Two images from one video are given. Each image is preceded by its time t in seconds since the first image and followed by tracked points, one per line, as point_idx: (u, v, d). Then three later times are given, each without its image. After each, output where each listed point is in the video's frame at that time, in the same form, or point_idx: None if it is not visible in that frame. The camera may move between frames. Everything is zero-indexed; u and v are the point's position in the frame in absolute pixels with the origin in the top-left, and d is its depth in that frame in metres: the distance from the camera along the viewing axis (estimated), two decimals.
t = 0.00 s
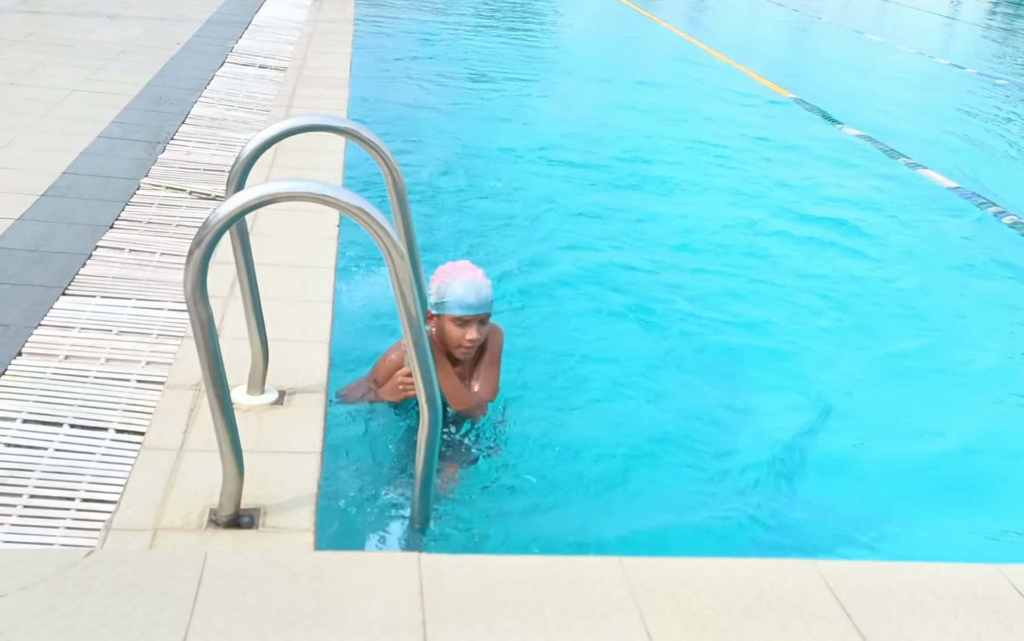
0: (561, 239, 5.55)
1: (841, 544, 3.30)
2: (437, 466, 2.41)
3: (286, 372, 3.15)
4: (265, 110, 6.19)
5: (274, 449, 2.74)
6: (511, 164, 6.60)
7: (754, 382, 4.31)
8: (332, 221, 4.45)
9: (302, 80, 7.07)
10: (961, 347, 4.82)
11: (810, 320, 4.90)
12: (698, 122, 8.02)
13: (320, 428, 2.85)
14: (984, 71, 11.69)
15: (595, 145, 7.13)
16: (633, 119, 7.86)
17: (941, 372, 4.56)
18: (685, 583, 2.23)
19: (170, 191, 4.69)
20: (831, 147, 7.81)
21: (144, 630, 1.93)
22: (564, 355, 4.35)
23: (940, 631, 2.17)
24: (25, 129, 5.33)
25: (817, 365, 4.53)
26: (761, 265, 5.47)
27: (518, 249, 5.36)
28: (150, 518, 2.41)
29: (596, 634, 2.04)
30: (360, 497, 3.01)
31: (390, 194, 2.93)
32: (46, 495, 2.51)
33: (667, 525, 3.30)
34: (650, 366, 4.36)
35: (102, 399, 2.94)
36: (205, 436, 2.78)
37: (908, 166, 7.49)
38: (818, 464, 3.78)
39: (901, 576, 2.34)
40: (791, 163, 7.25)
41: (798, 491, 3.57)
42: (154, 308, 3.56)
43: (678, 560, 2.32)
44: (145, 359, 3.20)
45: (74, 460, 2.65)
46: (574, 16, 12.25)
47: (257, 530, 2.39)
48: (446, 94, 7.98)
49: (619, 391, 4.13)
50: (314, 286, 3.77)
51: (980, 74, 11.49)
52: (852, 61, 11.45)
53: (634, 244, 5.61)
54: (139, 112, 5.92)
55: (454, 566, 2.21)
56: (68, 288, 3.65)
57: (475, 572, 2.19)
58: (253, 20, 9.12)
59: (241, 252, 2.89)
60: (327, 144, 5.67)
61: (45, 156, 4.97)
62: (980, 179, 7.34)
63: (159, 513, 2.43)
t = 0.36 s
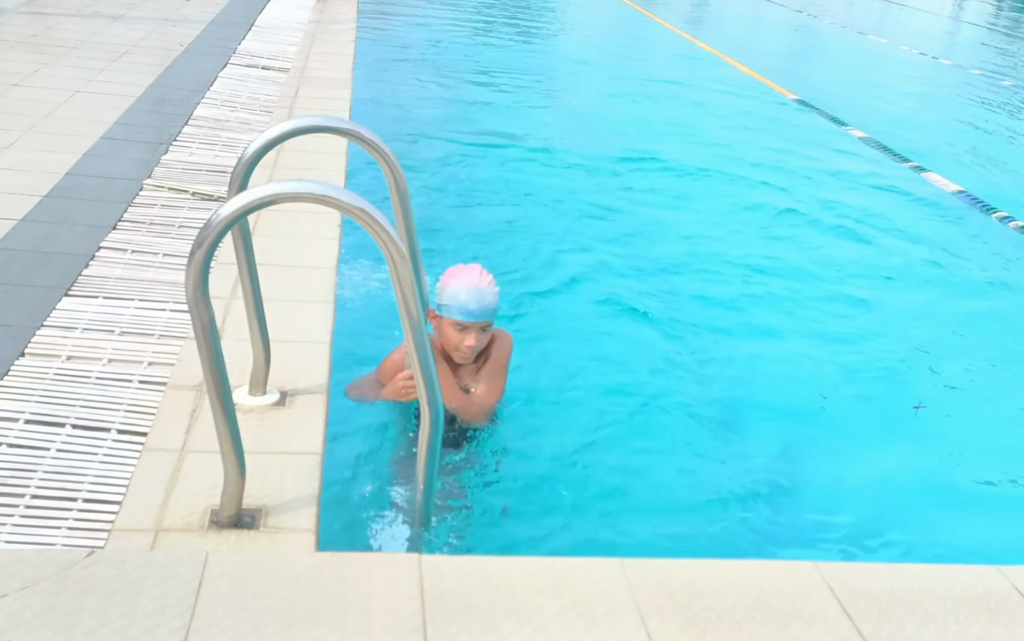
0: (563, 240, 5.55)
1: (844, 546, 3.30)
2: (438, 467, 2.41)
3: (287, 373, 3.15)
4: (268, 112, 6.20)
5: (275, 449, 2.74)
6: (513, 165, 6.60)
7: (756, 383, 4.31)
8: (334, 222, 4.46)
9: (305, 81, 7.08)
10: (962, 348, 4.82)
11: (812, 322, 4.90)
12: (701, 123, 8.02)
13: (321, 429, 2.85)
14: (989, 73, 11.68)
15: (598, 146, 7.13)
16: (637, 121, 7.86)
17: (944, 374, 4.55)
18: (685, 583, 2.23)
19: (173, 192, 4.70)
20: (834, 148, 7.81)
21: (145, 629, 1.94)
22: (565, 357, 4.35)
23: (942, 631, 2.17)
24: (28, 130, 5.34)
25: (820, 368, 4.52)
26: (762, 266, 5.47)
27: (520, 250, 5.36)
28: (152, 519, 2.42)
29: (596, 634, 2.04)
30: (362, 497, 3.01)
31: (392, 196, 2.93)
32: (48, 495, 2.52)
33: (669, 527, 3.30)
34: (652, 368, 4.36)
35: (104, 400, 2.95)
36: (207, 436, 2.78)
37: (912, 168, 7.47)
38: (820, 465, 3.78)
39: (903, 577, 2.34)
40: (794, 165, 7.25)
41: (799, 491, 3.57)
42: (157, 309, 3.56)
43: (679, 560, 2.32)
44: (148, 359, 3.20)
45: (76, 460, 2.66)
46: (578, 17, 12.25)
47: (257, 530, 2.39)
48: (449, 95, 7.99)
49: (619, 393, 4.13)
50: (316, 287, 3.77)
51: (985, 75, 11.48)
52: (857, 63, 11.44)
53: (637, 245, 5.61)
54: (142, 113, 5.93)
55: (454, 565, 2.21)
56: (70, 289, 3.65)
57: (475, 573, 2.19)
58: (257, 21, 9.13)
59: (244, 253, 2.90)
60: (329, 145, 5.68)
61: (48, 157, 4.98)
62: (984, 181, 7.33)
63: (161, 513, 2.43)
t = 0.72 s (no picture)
0: (565, 241, 5.55)
1: (848, 546, 3.29)
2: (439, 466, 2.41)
3: (288, 373, 3.15)
4: (270, 113, 6.20)
5: (275, 450, 2.74)
6: (515, 166, 6.60)
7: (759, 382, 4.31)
8: (335, 223, 4.46)
9: (307, 82, 7.08)
10: (965, 348, 4.81)
11: (814, 322, 4.89)
12: (703, 124, 8.02)
13: (322, 430, 2.85)
14: (991, 73, 11.68)
15: (600, 147, 7.13)
16: (640, 122, 7.86)
17: (945, 373, 4.55)
18: (686, 583, 2.23)
19: (175, 193, 4.70)
20: (836, 149, 7.80)
21: (145, 629, 1.94)
22: (567, 358, 4.34)
23: (943, 630, 2.17)
24: (30, 132, 5.35)
25: (821, 367, 4.51)
26: (764, 266, 5.46)
27: (521, 251, 5.36)
28: (152, 519, 2.42)
29: (596, 634, 2.04)
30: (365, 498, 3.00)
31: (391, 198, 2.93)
32: (49, 496, 2.52)
33: (671, 527, 3.30)
34: (654, 367, 4.36)
35: (105, 401, 2.95)
36: (206, 437, 2.78)
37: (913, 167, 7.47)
38: (821, 464, 3.77)
39: (904, 576, 2.34)
40: (796, 166, 7.25)
41: (800, 491, 3.57)
42: (158, 310, 3.56)
43: (678, 560, 2.31)
44: (149, 360, 3.20)
45: (76, 461, 2.66)
46: (580, 18, 12.26)
47: (257, 530, 2.39)
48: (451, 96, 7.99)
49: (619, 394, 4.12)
50: (317, 288, 3.77)
51: (987, 76, 11.48)
52: (859, 63, 11.44)
53: (639, 245, 5.61)
54: (144, 114, 5.93)
55: (454, 565, 2.21)
56: (72, 290, 3.65)
57: (474, 572, 2.19)
58: (259, 23, 9.13)
59: (244, 253, 2.90)
60: (331, 146, 5.68)
61: (50, 158, 4.99)
62: (986, 181, 7.33)
63: (161, 514, 2.43)
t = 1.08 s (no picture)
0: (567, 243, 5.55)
1: (852, 548, 3.29)
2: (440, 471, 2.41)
3: (290, 376, 3.15)
4: (272, 115, 6.21)
5: (277, 452, 2.74)
6: (517, 168, 6.61)
7: (761, 383, 4.30)
8: (337, 225, 4.47)
9: (310, 85, 7.09)
10: (967, 349, 4.81)
11: (816, 323, 4.89)
12: (705, 125, 8.03)
13: (322, 432, 2.85)
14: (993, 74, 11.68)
15: (601, 149, 7.13)
16: (642, 123, 7.86)
17: (948, 374, 4.55)
18: (687, 584, 2.23)
19: (177, 195, 4.71)
20: (838, 150, 7.81)
21: (145, 630, 1.94)
22: (568, 361, 4.34)
23: (944, 631, 2.17)
24: (33, 134, 5.36)
25: (824, 368, 4.51)
26: (767, 268, 5.46)
27: (523, 253, 5.36)
28: (153, 521, 2.42)
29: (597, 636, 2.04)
30: (369, 499, 3.00)
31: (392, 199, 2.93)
32: (50, 498, 2.52)
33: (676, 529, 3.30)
34: (657, 369, 4.36)
35: (107, 403, 2.95)
36: (208, 439, 2.78)
37: (916, 169, 7.47)
38: (824, 465, 3.77)
39: (905, 578, 2.34)
40: (798, 167, 7.25)
41: (804, 493, 3.56)
42: (159, 312, 3.57)
43: (679, 562, 2.31)
44: (151, 362, 3.21)
45: (78, 463, 2.66)
46: (582, 20, 12.27)
47: (258, 532, 2.39)
48: (453, 97, 8.00)
49: (623, 397, 4.12)
50: (319, 290, 3.78)
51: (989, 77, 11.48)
52: (861, 64, 11.44)
53: (641, 246, 5.61)
54: (147, 116, 5.94)
55: (455, 567, 2.22)
56: (74, 292, 3.66)
57: (475, 574, 2.19)
58: (261, 25, 9.14)
59: (245, 254, 2.90)
60: (334, 148, 5.69)
61: (52, 161, 5.00)
62: (988, 183, 7.33)
63: (163, 516, 2.43)
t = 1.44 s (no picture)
0: (567, 243, 5.55)
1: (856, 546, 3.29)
2: (441, 463, 2.37)
3: (290, 375, 3.15)
4: (273, 116, 6.21)
5: (276, 452, 2.74)
6: (517, 168, 6.61)
7: (762, 382, 4.31)
8: (337, 225, 4.47)
9: (310, 85, 7.09)
10: (968, 347, 4.80)
11: (817, 322, 4.89)
12: (706, 124, 8.02)
13: (322, 432, 2.85)
14: (994, 73, 11.68)
15: (603, 149, 7.13)
16: (643, 123, 7.86)
17: (949, 373, 4.54)
18: (686, 583, 2.23)
19: (178, 196, 4.71)
20: (839, 149, 7.80)
21: (144, 630, 1.94)
22: (569, 361, 4.34)
23: (944, 630, 2.17)
24: (33, 135, 5.36)
25: (825, 367, 4.51)
26: (767, 267, 5.46)
27: (523, 253, 5.36)
28: (153, 522, 2.42)
29: (597, 635, 2.04)
30: (372, 497, 3.01)
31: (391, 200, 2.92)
32: (50, 498, 2.52)
33: (680, 528, 3.30)
34: (657, 368, 4.36)
35: (107, 403, 2.95)
36: (208, 439, 2.78)
37: (917, 168, 7.46)
38: (826, 463, 3.77)
39: (906, 576, 2.34)
40: (799, 166, 7.25)
41: (806, 492, 3.56)
42: (159, 312, 3.57)
43: (679, 561, 2.31)
44: (150, 362, 3.21)
45: (77, 463, 2.66)
46: (583, 20, 12.27)
47: (258, 532, 2.39)
48: (454, 98, 7.99)
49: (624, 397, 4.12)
50: (319, 290, 3.78)
51: (991, 76, 11.48)
52: (862, 64, 11.44)
53: (642, 246, 5.60)
54: (147, 117, 5.94)
55: (454, 566, 2.21)
56: (74, 293, 3.66)
57: (474, 573, 2.19)
58: (262, 26, 9.14)
59: (245, 254, 2.89)
60: (334, 149, 5.69)
61: (52, 162, 5.00)
62: (989, 182, 7.33)
63: (162, 516, 2.43)
